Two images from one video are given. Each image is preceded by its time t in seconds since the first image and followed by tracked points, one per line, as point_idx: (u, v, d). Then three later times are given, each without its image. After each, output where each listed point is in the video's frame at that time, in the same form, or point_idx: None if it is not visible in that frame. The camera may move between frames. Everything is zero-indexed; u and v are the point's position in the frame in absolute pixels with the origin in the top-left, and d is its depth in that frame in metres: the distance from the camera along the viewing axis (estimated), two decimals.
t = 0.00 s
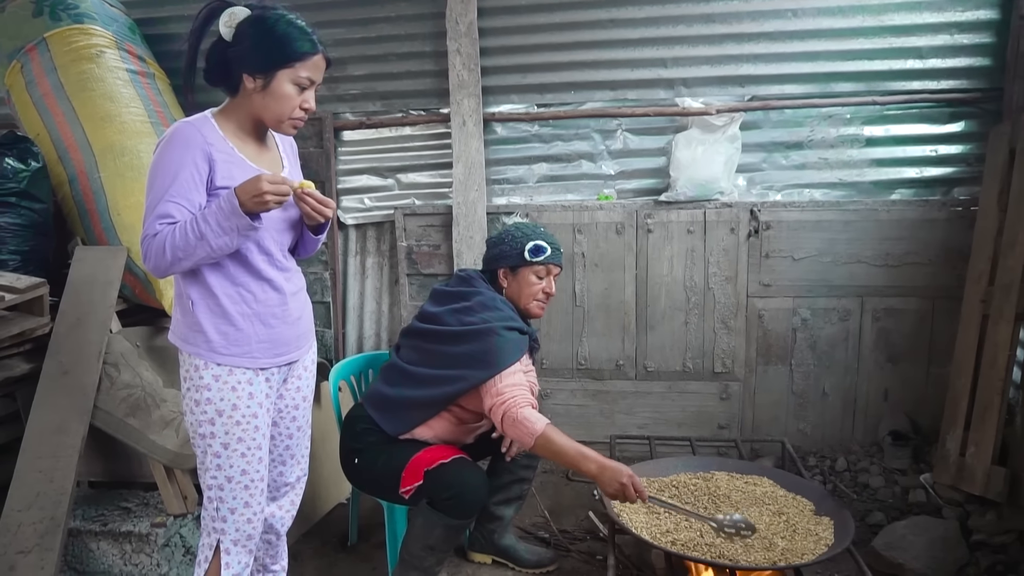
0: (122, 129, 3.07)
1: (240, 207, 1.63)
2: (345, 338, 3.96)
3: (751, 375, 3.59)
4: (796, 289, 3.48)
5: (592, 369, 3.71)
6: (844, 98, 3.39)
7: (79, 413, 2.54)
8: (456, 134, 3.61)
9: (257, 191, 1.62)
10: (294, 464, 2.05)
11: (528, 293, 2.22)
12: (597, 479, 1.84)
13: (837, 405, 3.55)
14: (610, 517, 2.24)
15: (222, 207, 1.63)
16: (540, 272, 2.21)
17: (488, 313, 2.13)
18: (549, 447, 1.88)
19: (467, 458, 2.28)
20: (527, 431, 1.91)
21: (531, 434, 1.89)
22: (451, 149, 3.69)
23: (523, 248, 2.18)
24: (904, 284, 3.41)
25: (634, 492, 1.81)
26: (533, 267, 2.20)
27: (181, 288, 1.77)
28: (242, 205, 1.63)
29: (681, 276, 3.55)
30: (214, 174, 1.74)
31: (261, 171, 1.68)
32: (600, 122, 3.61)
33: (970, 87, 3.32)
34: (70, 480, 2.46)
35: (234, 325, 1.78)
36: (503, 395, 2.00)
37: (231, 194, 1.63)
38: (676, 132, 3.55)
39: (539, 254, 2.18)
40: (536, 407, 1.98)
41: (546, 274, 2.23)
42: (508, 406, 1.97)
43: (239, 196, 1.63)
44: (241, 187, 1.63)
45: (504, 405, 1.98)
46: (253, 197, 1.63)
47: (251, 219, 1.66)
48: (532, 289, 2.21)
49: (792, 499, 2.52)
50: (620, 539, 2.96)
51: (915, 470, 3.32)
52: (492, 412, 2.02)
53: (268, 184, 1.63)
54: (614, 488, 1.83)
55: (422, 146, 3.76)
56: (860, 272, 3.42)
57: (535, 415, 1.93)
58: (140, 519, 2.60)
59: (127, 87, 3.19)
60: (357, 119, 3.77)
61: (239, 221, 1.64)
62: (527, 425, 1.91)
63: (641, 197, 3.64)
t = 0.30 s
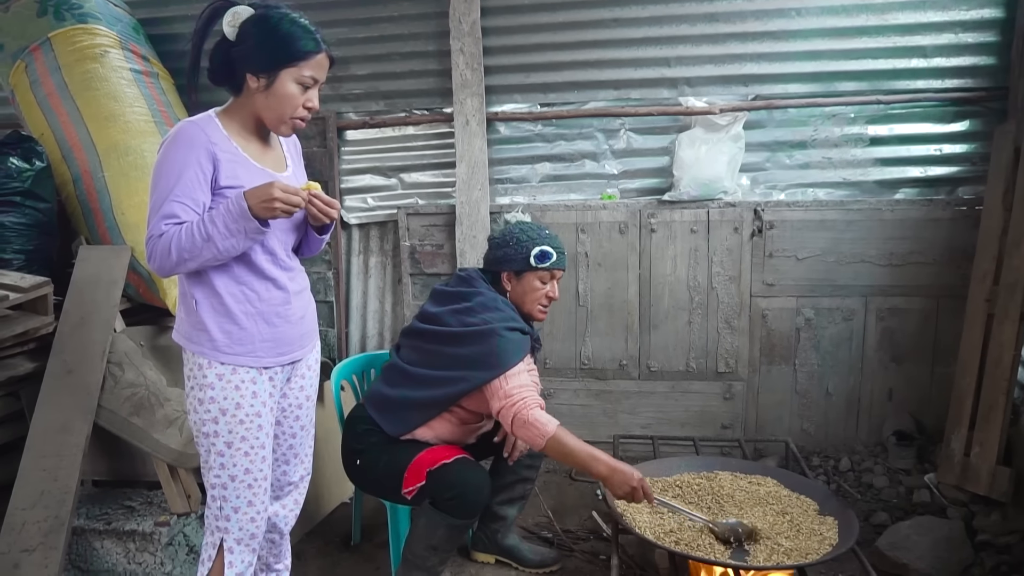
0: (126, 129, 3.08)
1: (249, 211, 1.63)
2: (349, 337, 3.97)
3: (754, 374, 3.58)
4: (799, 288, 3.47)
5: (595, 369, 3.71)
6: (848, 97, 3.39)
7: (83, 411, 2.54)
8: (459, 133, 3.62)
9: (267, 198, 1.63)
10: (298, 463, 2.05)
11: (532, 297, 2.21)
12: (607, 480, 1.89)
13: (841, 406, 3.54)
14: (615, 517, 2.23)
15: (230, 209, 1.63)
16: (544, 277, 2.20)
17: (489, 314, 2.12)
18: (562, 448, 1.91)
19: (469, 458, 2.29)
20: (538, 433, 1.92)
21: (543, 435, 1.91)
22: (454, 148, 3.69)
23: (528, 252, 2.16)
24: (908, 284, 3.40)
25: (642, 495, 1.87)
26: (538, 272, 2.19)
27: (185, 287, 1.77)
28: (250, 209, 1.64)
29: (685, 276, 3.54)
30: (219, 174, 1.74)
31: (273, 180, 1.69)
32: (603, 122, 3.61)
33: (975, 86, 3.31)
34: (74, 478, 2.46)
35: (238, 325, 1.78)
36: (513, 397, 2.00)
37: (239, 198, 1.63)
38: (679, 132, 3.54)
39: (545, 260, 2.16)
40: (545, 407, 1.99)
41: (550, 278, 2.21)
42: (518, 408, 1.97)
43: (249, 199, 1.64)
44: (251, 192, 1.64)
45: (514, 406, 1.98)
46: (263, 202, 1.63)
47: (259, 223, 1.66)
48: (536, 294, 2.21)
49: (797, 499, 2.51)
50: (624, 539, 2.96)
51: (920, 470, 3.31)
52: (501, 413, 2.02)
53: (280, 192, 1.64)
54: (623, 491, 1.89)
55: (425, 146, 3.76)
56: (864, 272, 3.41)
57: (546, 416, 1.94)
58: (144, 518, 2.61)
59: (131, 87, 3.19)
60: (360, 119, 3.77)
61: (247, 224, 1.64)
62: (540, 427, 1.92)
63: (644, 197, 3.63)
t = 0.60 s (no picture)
0: (130, 129, 3.09)
1: (256, 212, 1.63)
2: (352, 338, 3.96)
3: (759, 375, 3.57)
4: (803, 288, 3.46)
5: (598, 369, 3.70)
6: (852, 97, 3.38)
7: (87, 412, 2.54)
8: (463, 133, 3.61)
9: (275, 199, 1.63)
10: (302, 463, 2.05)
11: (527, 293, 2.22)
12: (573, 462, 1.94)
13: (845, 406, 3.53)
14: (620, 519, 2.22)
15: (237, 210, 1.63)
16: (537, 272, 2.20)
17: (478, 308, 2.15)
18: (525, 442, 1.95)
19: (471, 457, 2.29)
20: (502, 428, 1.96)
21: (507, 430, 1.95)
22: (458, 149, 3.69)
23: (520, 248, 2.17)
24: (913, 284, 3.38)
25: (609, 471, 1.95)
26: (531, 267, 2.19)
27: (190, 287, 1.77)
28: (257, 210, 1.63)
29: (689, 276, 3.53)
30: (224, 174, 1.74)
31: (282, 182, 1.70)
32: (607, 122, 3.60)
33: (980, 85, 3.30)
34: (78, 478, 2.46)
35: (243, 325, 1.78)
36: (479, 392, 2.02)
37: (247, 199, 1.63)
38: (683, 131, 3.54)
39: (537, 255, 2.16)
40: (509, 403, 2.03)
41: (544, 272, 2.21)
42: (483, 403, 2.00)
43: (257, 200, 1.64)
44: (259, 193, 1.64)
45: (481, 402, 2.01)
46: (270, 204, 1.63)
47: (266, 224, 1.66)
48: (531, 289, 2.22)
49: (801, 500, 2.50)
50: (628, 539, 2.95)
51: (924, 470, 3.30)
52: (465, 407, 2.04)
53: (290, 194, 1.64)
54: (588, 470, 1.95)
55: (428, 146, 3.75)
56: (869, 272, 3.41)
57: (509, 412, 1.98)
58: (148, 518, 2.61)
59: (136, 87, 3.20)
60: (363, 119, 3.77)
61: (254, 225, 1.64)
62: (502, 423, 1.96)
63: (648, 197, 3.63)
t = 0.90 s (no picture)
0: (134, 128, 3.09)
1: (262, 211, 1.63)
2: (356, 337, 3.96)
3: (763, 375, 3.56)
4: (808, 288, 3.45)
5: (602, 369, 3.69)
6: (858, 96, 3.36)
7: (90, 411, 2.54)
8: (467, 133, 3.62)
9: (283, 199, 1.63)
10: (304, 462, 2.05)
11: (512, 283, 2.27)
12: (514, 446, 1.99)
13: (850, 406, 3.52)
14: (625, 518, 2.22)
15: (242, 209, 1.63)
16: (522, 263, 2.25)
17: (454, 296, 2.23)
18: (465, 426, 2.03)
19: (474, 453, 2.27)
20: (443, 413, 2.04)
21: (448, 415, 2.04)
22: (461, 148, 3.69)
23: (504, 238, 2.22)
24: (918, 284, 3.37)
25: (550, 451, 1.95)
26: (516, 258, 2.24)
27: (193, 285, 1.77)
28: (263, 208, 1.63)
29: (693, 276, 3.52)
30: (228, 172, 1.73)
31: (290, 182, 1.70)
32: (611, 121, 3.60)
33: (986, 84, 3.28)
34: (82, 478, 2.46)
35: (245, 324, 1.77)
36: (428, 376, 2.10)
37: (253, 197, 1.63)
38: (687, 131, 3.53)
39: (520, 245, 2.20)
40: (455, 388, 2.11)
41: (529, 263, 2.26)
42: (429, 388, 2.07)
43: (264, 199, 1.63)
44: (266, 192, 1.64)
45: (427, 386, 2.08)
46: (278, 203, 1.63)
47: (272, 223, 1.66)
48: (516, 279, 2.27)
49: (805, 500, 2.49)
50: (631, 540, 2.94)
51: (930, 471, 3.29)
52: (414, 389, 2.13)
53: (297, 194, 1.65)
54: (531, 452, 1.98)
55: (432, 145, 3.75)
56: (874, 271, 3.39)
57: (452, 398, 2.06)
58: (152, 517, 2.61)
59: (139, 87, 3.20)
60: (367, 118, 3.77)
61: (260, 223, 1.64)
62: (445, 408, 2.05)
63: (652, 196, 3.62)
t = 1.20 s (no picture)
0: (137, 129, 3.09)
1: (264, 211, 1.62)
2: (359, 338, 3.96)
3: (767, 376, 3.55)
4: (813, 289, 3.44)
5: (606, 369, 3.69)
6: (862, 96, 3.35)
7: (93, 411, 2.54)
8: (470, 133, 3.63)
9: (285, 199, 1.63)
10: (306, 463, 2.05)
11: (500, 281, 2.27)
12: (477, 443, 2.04)
13: (855, 407, 3.51)
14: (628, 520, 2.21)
15: (243, 210, 1.62)
16: (509, 260, 2.24)
17: (430, 292, 2.27)
18: (429, 422, 2.08)
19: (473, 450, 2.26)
20: (409, 408, 2.10)
21: (414, 411, 2.09)
22: (465, 148, 3.69)
23: (488, 237, 2.21)
24: (924, 284, 3.35)
25: (511, 448, 2.01)
26: (501, 256, 2.23)
27: (193, 286, 1.77)
28: (264, 209, 1.62)
29: (697, 276, 3.51)
30: (229, 172, 1.73)
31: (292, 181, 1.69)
32: (615, 121, 3.59)
33: (992, 84, 3.27)
34: (85, 478, 2.46)
35: (245, 325, 1.77)
36: (395, 371, 2.15)
37: (254, 198, 1.62)
38: (691, 131, 3.52)
39: (505, 244, 2.20)
40: (422, 382, 2.15)
41: (515, 260, 2.25)
42: (395, 383, 2.12)
43: (265, 199, 1.62)
44: (267, 192, 1.63)
45: (393, 381, 2.13)
46: (280, 203, 1.63)
47: (273, 223, 1.65)
48: (503, 277, 2.27)
49: (810, 502, 2.47)
50: (635, 541, 2.93)
51: (935, 473, 3.27)
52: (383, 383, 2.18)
53: (300, 193, 1.64)
54: (494, 448, 2.03)
55: (435, 145, 3.75)
56: (879, 272, 3.37)
57: (418, 393, 2.10)
58: (155, 518, 2.61)
59: (143, 87, 3.20)
60: (370, 118, 3.77)
61: (261, 224, 1.64)
62: (409, 403, 2.10)
63: (655, 196, 3.61)
